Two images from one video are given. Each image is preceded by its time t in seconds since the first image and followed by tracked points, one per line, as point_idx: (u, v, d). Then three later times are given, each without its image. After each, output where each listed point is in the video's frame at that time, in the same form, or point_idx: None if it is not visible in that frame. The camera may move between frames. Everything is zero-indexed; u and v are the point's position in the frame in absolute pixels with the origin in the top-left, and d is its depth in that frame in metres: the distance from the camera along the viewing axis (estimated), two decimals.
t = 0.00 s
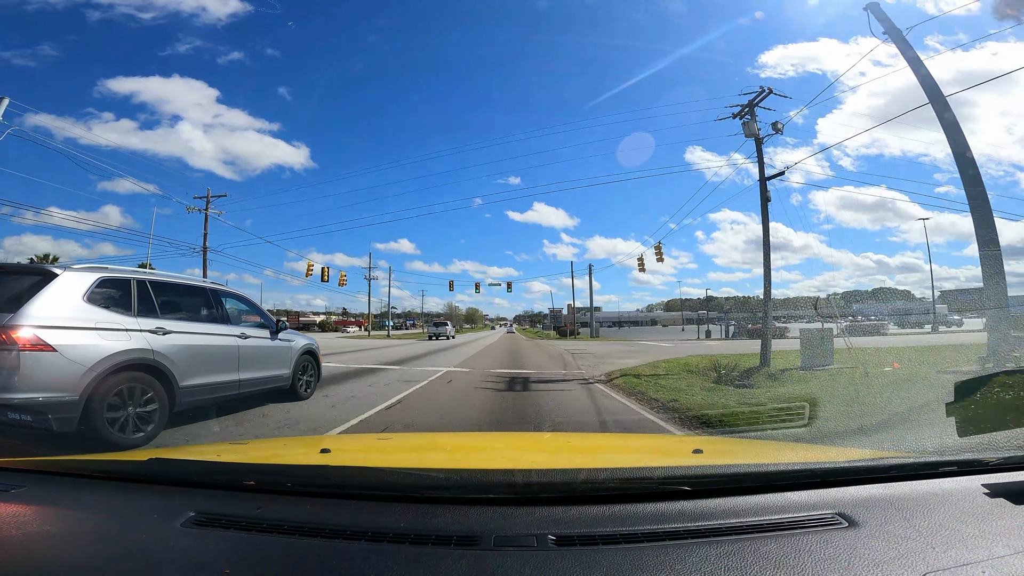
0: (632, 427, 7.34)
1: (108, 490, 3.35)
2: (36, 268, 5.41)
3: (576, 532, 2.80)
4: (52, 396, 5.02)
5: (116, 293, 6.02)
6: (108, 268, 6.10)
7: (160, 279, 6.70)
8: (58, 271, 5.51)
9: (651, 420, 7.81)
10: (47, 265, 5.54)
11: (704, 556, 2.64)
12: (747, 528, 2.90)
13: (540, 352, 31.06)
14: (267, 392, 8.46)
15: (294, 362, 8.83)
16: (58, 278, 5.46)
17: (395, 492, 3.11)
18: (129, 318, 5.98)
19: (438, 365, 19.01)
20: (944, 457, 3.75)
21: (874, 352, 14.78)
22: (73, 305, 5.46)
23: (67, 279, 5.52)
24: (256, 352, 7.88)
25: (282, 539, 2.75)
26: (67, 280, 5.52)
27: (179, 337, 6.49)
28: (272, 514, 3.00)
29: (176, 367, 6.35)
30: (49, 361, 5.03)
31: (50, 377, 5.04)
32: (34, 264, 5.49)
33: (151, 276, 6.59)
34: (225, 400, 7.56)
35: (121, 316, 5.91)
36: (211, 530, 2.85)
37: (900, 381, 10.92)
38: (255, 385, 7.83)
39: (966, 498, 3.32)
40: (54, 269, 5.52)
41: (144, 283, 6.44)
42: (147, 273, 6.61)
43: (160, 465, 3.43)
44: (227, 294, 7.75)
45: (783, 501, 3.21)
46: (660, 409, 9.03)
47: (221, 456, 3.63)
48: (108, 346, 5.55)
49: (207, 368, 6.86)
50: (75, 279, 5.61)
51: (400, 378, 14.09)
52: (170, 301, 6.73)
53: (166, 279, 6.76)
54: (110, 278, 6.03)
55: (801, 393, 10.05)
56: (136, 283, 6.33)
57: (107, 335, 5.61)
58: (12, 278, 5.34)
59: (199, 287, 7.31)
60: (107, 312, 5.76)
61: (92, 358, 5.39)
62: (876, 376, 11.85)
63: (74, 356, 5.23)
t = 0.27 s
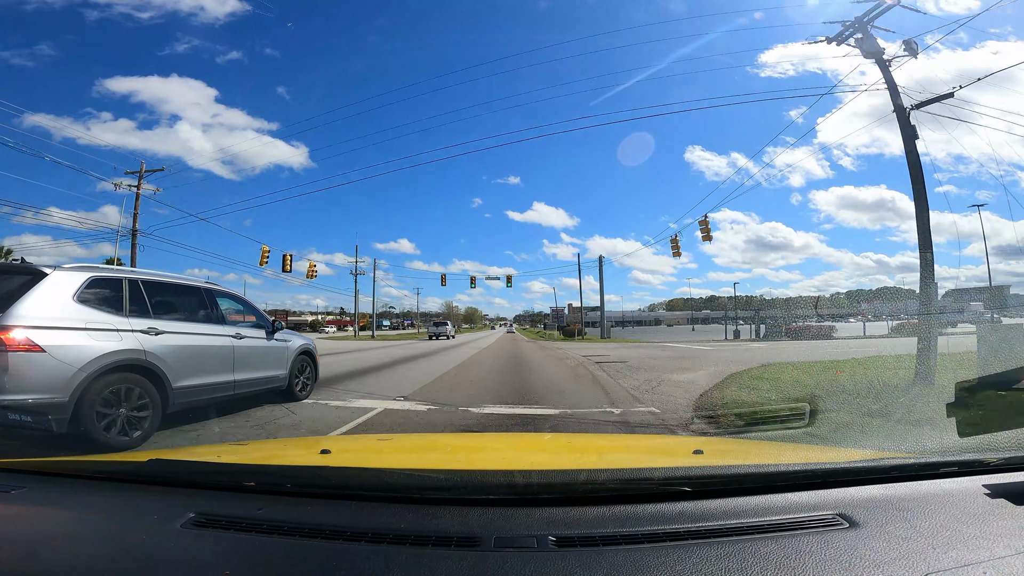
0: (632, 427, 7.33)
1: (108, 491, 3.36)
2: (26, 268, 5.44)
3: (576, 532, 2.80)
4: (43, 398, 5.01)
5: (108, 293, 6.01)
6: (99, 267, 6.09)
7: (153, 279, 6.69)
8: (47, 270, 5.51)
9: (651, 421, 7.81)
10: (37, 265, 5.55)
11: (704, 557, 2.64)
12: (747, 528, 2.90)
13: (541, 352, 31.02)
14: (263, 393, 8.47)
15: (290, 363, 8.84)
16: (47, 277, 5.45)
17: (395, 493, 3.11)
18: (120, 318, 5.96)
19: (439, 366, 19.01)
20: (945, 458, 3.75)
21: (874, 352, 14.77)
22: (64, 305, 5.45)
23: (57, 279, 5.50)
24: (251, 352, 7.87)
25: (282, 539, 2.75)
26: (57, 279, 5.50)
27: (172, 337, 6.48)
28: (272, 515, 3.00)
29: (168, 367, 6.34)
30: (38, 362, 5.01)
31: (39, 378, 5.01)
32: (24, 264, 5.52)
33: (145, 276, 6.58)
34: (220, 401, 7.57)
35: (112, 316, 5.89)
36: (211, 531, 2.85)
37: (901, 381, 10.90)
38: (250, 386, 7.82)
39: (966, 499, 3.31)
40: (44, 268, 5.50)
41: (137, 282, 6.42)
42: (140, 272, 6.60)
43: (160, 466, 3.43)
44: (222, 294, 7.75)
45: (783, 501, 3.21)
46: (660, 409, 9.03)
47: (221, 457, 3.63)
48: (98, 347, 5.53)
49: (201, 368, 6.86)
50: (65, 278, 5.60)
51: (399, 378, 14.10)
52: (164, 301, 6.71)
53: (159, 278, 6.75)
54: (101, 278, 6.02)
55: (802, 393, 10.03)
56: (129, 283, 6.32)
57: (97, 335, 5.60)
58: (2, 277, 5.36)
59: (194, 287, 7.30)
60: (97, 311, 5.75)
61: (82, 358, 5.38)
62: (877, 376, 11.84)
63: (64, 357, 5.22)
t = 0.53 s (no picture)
0: (629, 428, 7.34)
1: (106, 490, 3.35)
2: (14, 265, 5.40)
3: (575, 533, 2.80)
4: (31, 396, 5.01)
5: (98, 290, 6.00)
6: (89, 264, 6.07)
7: (145, 276, 6.67)
8: (36, 267, 5.48)
9: (649, 422, 7.81)
10: (26, 262, 5.52)
11: (702, 558, 2.64)
12: (746, 530, 2.90)
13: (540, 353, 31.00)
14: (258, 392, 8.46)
15: (285, 361, 8.84)
16: (36, 274, 5.42)
17: (395, 492, 3.11)
18: (109, 315, 5.94)
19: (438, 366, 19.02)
20: (944, 460, 3.75)
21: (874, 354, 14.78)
22: (52, 302, 5.43)
23: (45, 276, 5.48)
24: (245, 351, 7.87)
25: (281, 539, 2.75)
26: (45, 276, 5.47)
27: (163, 335, 6.46)
28: (271, 514, 3.00)
29: (159, 365, 6.32)
30: (26, 360, 5.00)
31: (24, 376, 4.98)
32: (12, 261, 5.48)
33: (137, 274, 6.57)
34: (215, 400, 7.56)
35: (101, 313, 5.87)
36: (210, 529, 2.85)
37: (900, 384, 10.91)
38: (245, 384, 7.82)
39: (965, 502, 3.32)
40: (32, 265, 5.48)
41: (128, 279, 6.41)
42: (133, 270, 6.59)
43: (159, 464, 3.43)
44: (216, 292, 7.74)
45: (782, 503, 3.22)
46: (658, 410, 9.03)
47: (220, 456, 3.63)
48: (85, 345, 5.52)
49: (194, 367, 6.85)
50: (54, 275, 5.58)
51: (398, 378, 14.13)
52: (156, 298, 6.70)
53: (152, 276, 6.73)
54: (91, 275, 6.00)
55: (801, 395, 10.02)
56: (120, 281, 6.31)
57: (84, 333, 5.58)
58: None
59: (188, 285, 7.29)
60: (85, 308, 5.73)
61: (71, 356, 5.38)
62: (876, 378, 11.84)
63: (51, 355, 5.20)
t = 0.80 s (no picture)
0: (628, 427, 7.32)
1: (107, 487, 3.36)
2: (5, 264, 5.40)
3: (574, 531, 2.80)
4: (22, 396, 5.01)
5: (90, 289, 5.98)
6: (81, 263, 6.06)
7: (139, 275, 6.66)
8: (27, 265, 5.47)
9: (648, 421, 7.80)
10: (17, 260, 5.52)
11: (701, 557, 2.64)
12: (746, 529, 2.90)
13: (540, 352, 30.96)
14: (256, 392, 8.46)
15: (282, 362, 8.83)
16: (27, 272, 5.42)
17: (395, 491, 3.11)
18: (101, 314, 5.93)
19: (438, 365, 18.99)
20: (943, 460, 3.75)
21: (873, 354, 14.76)
22: (43, 301, 5.41)
23: (37, 275, 5.47)
24: (241, 351, 7.86)
25: (281, 537, 2.75)
26: (37, 275, 5.47)
27: (157, 335, 6.45)
28: (271, 512, 3.00)
29: (152, 365, 6.29)
30: (17, 359, 4.99)
31: (14, 376, 4.97)
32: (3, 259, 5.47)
33: (131, 273, 6.56)
34: (211, 401, 7.56)
35: (93, 312, 5.86)
36: (211, 527, 2.86)
37: (899, 383, 10.90)
38: (241, 384, 7.81)
39: (964, 501, 3.32)
40: (23, 263, 5.47)
41: (121, 278, 6.39)
42: (126, 269, 6.58)
43: (159, 462, 3.43)
44: (212, 291, 7.73)
45: (781, 502, 3.22)
46: (657, 410, 9.02)
47: (220, 454, 3.63)
48: (76, 344, 5.51)
49: (188, 367, 6.83)
50: (46, 274, 5.57)
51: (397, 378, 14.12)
52: (150, 297, 6.69)
53: (146, 275, 6.72)
54: (83, 274, 5.99)
55: (800, 394, 10.01)
56: (114, 280, 6.30)
57: (75, 333, 5.56)
58: None
59: (183, 285, 7.28)
60: (77, 308, 5.72)
61: (62, 356, 5.36)
62: (876, 377, 11.83)
63: (42, 354, 5.18)
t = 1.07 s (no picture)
0: (627, 428, 7.31)
1: (106, 489, 3.35)
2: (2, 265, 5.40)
3: (574, 532, 2.80)
4: (17, 399, 5.00)
5: (88, 291, 5.98)
6: (79, 265, 6.05)
7: (139, 276, 6.66)
8: (24, 267, 5.47)
9: (647, 421, 7.78)
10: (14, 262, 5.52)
11: (702, 557, 2.64)
12: (746, 529, 2.90)
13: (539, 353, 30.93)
14: (256, 393, 8.45)
15: (282, 364, 8.83)
16: (24, 274, 5.42)
17: (395, 492, 3.11)
18: (100, 316, 5.93)
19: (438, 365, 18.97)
20: (943, 459, 3.74)
21: (873, 353, 14.72)
22: (40, 303, 5.41)
23: (34, 277, 5.47)
24: (241, 352, 7.85)
25: (281, 538, 2.75)
26: (34, 277, 5.47)
27: (156, 336, 6.45)
28: (272, 513, 3.00)
29: (150, 368, 6.30)
30: (12, 361, 4.98)
31: (11, 379, 4.98)
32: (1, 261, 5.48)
33: (130, 275, 6.56)
34: (211, 403, 7.56)
35: (92, 314, 5.86)
36: (211, 529, 2.85)
37: (899, 382, 10.88)
38: (240, 386, 7.81)
39: (964, 500, 3.32)
40: (20, 265, 5.47)
41: (121, 279, 6.40)
42: (126, 270, 6.58)
43: (159, 463, 3.43)
44: (211, 292, 7.73)
45: (782, 502, 3.21)
46: (656, 410, 9.00)
47: (220, 455, 3.63)
48: (74, 347, 5.51)
49: (187, 370, 6.83)
50: (43, 276, 5.57)
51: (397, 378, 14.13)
52: (149, 299, 6.69)
53: (146, 276, 6.72)
54: (81, 276, 5.99)
55: (799, 393, 9.99)
56: (112, 282, 6.30)
57: (72, 335, 5.56)
58: None
59: (182, 286, 7.28)
60: (74, 310, 5.72)
61: (60, 358, 5.37)
62: (876, 377, 11.80)
63: (37, 357, 5.17)
